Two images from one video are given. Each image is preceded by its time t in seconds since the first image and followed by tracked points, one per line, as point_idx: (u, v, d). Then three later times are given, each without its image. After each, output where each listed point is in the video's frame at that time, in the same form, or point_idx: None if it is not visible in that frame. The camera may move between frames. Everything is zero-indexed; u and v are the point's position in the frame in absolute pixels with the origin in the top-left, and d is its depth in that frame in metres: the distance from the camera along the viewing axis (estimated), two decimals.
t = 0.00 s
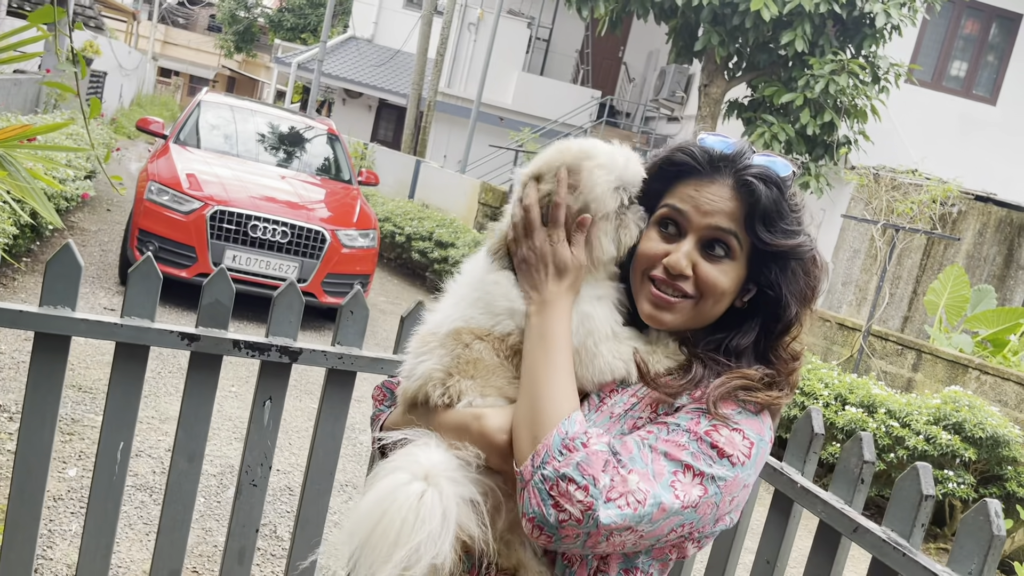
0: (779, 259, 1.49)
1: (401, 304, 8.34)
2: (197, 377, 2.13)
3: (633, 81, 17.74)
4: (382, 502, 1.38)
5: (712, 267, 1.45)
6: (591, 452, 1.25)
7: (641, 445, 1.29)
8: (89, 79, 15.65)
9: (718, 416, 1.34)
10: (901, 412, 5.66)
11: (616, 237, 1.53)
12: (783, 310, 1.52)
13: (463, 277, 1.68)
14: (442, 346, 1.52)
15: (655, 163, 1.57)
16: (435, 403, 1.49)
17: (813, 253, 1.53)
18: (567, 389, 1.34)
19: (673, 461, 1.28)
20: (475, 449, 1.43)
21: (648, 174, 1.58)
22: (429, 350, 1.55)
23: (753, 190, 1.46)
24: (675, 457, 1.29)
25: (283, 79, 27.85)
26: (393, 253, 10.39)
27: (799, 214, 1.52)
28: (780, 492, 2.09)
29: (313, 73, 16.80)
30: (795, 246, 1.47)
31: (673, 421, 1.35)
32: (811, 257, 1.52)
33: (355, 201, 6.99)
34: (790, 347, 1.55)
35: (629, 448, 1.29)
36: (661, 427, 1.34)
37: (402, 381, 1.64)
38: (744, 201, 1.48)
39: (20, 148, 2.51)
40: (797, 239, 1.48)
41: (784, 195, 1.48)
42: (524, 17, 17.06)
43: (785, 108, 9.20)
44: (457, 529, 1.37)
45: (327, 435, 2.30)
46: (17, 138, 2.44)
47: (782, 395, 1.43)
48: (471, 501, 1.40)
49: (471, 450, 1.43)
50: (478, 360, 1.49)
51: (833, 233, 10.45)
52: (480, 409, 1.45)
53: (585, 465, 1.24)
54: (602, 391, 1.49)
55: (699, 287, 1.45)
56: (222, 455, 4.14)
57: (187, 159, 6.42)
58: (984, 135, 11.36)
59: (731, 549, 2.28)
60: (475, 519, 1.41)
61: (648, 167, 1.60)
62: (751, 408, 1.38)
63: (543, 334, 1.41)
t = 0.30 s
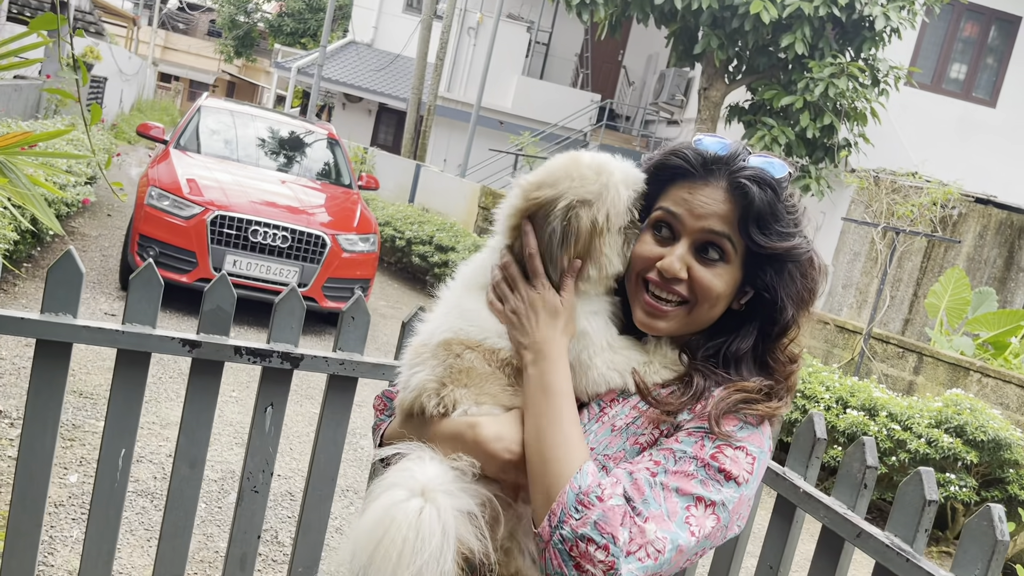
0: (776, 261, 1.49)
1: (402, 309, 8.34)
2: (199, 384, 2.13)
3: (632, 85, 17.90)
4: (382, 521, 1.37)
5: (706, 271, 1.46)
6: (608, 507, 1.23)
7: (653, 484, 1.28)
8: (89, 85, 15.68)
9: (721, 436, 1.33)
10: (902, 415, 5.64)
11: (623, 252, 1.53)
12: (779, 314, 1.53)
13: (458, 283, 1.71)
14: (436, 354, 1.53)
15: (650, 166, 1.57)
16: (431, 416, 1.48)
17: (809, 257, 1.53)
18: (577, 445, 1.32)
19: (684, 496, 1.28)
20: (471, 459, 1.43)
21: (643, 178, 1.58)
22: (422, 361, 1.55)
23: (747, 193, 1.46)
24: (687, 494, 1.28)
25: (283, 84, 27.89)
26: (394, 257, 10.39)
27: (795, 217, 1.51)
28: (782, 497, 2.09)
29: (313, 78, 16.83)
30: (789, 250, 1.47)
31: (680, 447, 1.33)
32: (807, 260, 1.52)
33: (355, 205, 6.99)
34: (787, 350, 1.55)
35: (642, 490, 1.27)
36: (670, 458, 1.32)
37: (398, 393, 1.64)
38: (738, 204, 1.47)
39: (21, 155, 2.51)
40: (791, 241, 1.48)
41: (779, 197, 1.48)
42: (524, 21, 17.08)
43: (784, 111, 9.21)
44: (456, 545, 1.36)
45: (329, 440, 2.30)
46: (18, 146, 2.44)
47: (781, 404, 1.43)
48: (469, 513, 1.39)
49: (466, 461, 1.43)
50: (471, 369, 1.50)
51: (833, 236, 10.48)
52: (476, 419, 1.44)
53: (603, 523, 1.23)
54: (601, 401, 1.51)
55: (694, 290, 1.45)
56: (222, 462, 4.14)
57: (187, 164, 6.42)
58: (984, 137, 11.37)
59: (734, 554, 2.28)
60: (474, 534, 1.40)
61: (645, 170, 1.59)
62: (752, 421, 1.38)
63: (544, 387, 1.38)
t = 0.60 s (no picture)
0: (773, 262, 1.47)
1: (403, 313, 8.34)
2: (200, 389, 2.13)
3: (633, 88, 17.94)
4: (382, 526, 1.36)
5: (701, 272, 1.45)
6: (622, 556, 1.20)
7: (659, 514, 1.25)
8: (91, 92, 15.72)
9: (722, 452, 1.30)
10: (906, 417, 5.63)
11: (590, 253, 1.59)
12: (777, 317, 1.51)
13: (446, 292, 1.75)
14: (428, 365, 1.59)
15: (648, 167, 1.58)
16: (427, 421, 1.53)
17: (805, 258, 1.51)
18: (581, 482, 1.28)
19: (689, 522, 1.25)
20: (468, 464, 1.45)
21: (643, 179, 1.60)
22: (416, 369, 1.60)
23: (743, 194, 1.44)
24: (692, 519, 1.25)
25: (284, 90, 27.93)
26: (395, 262, 10.39)
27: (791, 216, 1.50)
28: (785, 499, 2.08)
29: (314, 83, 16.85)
30: (784, 251, 1.46)
31: (683, 466, 1.30)
32: (803, 261, 1.51)
33: (357, 210, 6.99)
34: (784, 352, 1.54)
35: (648, 523, 1.24)
36: (673, 478, 1.29)
37: (395, 400, 1.66)
38: (735, 206, 1.46)
39: (20, 162, 2.51)
40: (787, 242, 1.47)
41: (775, 198, 1.46)
42: (524, 26, 17.11)
43: (786, 113, 9.20)
44: (452, 549, 1.36)
45: (330, 444, 2.30)
46: (18, 153, 2.45)
47: (780, 411, 1.41)
48: (466, 519, 1.40)
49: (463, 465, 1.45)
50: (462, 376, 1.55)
51: (835, 239, 10.47)
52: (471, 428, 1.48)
53: (618, 573, 1.20)
54: (602, 406, 1.55)
55: (689, 291, 1.46)
56: (223, 467, 4.13)
57: (189, 170, 6.44)
58: (985, 138, 11.37)
59: (737, 557, 2.27)
60: (471, 540, 1.41)
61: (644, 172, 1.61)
62: (751, 429, 1.35)
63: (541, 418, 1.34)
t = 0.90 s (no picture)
0: (789, 252, 1.52)
1: (406, 317, 8.34)
2: (203, 395, 2.14)
3: (634, 91, 17.97)
4: (382, 528, 1.37)
5: (731, 250, 1.45)
6: (599, 495, 1.17)
7: (637, 464, 1.23)
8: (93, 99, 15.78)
9: (711, 422, 1.30)
10: (909, 419, 5.63)
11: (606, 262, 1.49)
12: (786, 310, 1.52)
13: (444, 288, 1.70)
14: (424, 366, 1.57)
15: (676, 159, 1.62)
16: (432, 420, 1.48)
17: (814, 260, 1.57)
18: (583, 417, 1.22)
19: (668, 477, 1.23)
20: (470, 464, 1.43)
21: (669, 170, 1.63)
22: (415, 368, 1.57)
23: (773, 182, 1.50)
24: (669, 472, 1.24)
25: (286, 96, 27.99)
26: (397, 266, 10.41)
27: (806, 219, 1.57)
28: (787, 502, 2.08)
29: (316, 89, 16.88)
30: (807, 241, 1.50)
31: (669, 429, 1.31)
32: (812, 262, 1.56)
33: (359, 215, 7.01)
34: (787, 354, 1.51)
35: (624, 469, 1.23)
36: (658, 439, 1.29)
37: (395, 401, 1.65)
38: (762, 194, 1.51)
39: (23, 171, 2.52)
40: (807, 236, 1.52)
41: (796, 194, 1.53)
42: (525, 30, 17.14)
43: (787, 115, 9.20)
44: (453, 552, 1.36)
45: (332, 448, 2.30)
46: (20, 161, 2.47)
47: (778, 393, 1.41)
48: (467, 521, 1.40)
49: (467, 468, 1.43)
50: (465, 375, 1.51)
51: (837, 241, 10.46)
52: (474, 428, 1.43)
53: (593, 511, 1.17)
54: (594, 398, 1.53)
55: (718, 269, 1.44)
56: (226, 473, 4.13)
57: (191, 176, 6.45)
58: (986, 139, 11.37)
59: (740, 560, 2.27)
60: (472, 541, 1.40)
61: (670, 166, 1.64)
62: (747, 410, 1.35)
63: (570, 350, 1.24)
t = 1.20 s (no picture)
0: (785, 247, 1.53)
1: (408, 322, 8.35)
2: (204, 402, 2.14)
3: (634, 95, 18.00)
4: (392, 535, 1.37)
5: (728, 249, 1.45)
6: (577, 421, 1.22)
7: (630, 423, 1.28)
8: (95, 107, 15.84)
9: (711, 403, 1.32)
10: (912, 421, 5.62)
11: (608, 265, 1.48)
12: (786, 309, 1.53)
13: (452, 290, 1.67)
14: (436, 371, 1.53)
15: (662, 162, 1.61)
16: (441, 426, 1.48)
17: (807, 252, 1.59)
18: (558, 357, 1.29)
19: (660, 437, 1.26)
20: (480, 470, 1.43)
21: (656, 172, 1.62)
22: (423, 372, 1.55)
23: (762, 179, 1.51)
24: (661, 432, 1.27)
25: (288, 102, 28.06)
26: (399, 271, 10.42)
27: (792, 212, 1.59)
28: (788, 506, 2.07)
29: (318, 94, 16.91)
30: (798, 235, 1.52)
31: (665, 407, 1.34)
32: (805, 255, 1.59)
33: (360, 220, 7.02)
34: (787, 350, 1.53)
35: (615, 425, 1.28)
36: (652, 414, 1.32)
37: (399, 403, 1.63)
38: (753, 192, 1.52)
39: (26, 179, 2.53)
40: (799, 229, 1.53)
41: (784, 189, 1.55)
42: (526, 34, 17.17)
43: (788, 118, 9.20)
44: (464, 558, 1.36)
45: (333, 454, 2.30)
46: (22, 169, 2.49)
47: (778, 386, 1.43)
48: (476, 526, 1.40)
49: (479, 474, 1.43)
50: (476, 381, 1.49)
51: (839, 244, 10.46)
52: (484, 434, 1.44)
53: (573, 434, 1.21)
54: (595, 398, 1.48)
55: (717, 268, 1.44)
56: (228, 479, 4.13)
57: (193, 182, 6.47)
58: (988, 141, 11.37)
59: (742, 564, 2.26)
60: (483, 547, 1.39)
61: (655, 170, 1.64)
62: (746, 399, 1.37)
63: (545, 292, 1.33)
